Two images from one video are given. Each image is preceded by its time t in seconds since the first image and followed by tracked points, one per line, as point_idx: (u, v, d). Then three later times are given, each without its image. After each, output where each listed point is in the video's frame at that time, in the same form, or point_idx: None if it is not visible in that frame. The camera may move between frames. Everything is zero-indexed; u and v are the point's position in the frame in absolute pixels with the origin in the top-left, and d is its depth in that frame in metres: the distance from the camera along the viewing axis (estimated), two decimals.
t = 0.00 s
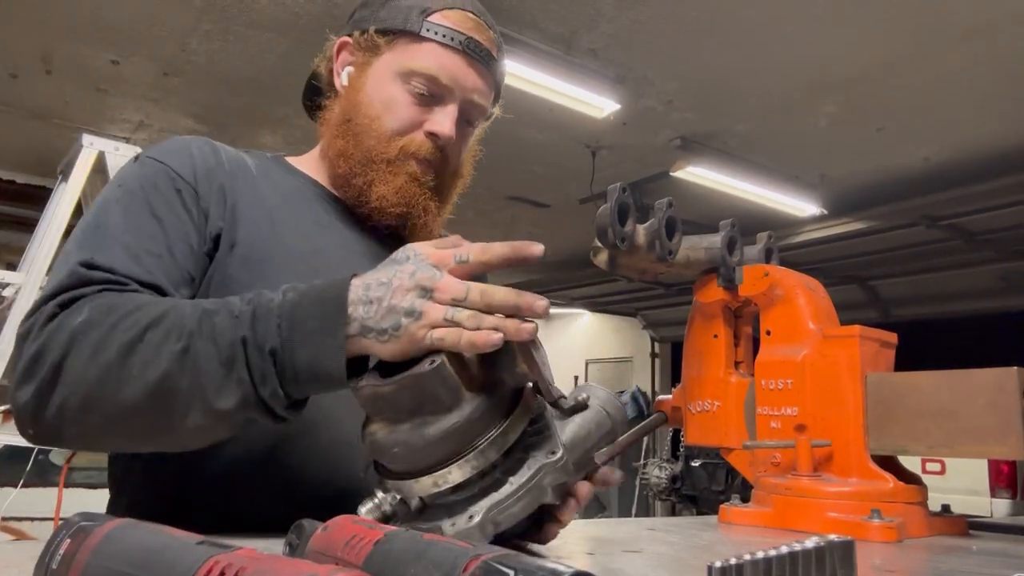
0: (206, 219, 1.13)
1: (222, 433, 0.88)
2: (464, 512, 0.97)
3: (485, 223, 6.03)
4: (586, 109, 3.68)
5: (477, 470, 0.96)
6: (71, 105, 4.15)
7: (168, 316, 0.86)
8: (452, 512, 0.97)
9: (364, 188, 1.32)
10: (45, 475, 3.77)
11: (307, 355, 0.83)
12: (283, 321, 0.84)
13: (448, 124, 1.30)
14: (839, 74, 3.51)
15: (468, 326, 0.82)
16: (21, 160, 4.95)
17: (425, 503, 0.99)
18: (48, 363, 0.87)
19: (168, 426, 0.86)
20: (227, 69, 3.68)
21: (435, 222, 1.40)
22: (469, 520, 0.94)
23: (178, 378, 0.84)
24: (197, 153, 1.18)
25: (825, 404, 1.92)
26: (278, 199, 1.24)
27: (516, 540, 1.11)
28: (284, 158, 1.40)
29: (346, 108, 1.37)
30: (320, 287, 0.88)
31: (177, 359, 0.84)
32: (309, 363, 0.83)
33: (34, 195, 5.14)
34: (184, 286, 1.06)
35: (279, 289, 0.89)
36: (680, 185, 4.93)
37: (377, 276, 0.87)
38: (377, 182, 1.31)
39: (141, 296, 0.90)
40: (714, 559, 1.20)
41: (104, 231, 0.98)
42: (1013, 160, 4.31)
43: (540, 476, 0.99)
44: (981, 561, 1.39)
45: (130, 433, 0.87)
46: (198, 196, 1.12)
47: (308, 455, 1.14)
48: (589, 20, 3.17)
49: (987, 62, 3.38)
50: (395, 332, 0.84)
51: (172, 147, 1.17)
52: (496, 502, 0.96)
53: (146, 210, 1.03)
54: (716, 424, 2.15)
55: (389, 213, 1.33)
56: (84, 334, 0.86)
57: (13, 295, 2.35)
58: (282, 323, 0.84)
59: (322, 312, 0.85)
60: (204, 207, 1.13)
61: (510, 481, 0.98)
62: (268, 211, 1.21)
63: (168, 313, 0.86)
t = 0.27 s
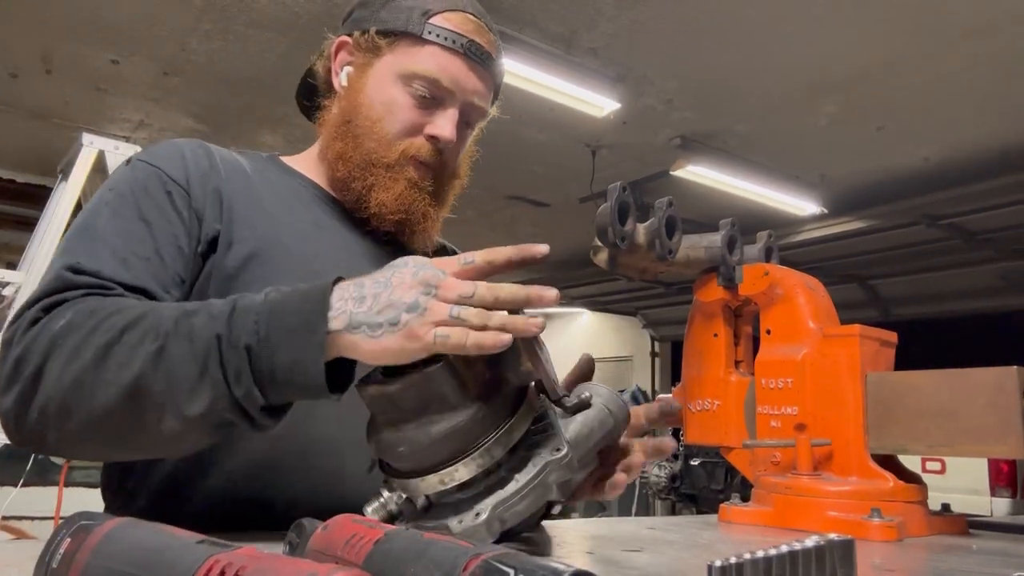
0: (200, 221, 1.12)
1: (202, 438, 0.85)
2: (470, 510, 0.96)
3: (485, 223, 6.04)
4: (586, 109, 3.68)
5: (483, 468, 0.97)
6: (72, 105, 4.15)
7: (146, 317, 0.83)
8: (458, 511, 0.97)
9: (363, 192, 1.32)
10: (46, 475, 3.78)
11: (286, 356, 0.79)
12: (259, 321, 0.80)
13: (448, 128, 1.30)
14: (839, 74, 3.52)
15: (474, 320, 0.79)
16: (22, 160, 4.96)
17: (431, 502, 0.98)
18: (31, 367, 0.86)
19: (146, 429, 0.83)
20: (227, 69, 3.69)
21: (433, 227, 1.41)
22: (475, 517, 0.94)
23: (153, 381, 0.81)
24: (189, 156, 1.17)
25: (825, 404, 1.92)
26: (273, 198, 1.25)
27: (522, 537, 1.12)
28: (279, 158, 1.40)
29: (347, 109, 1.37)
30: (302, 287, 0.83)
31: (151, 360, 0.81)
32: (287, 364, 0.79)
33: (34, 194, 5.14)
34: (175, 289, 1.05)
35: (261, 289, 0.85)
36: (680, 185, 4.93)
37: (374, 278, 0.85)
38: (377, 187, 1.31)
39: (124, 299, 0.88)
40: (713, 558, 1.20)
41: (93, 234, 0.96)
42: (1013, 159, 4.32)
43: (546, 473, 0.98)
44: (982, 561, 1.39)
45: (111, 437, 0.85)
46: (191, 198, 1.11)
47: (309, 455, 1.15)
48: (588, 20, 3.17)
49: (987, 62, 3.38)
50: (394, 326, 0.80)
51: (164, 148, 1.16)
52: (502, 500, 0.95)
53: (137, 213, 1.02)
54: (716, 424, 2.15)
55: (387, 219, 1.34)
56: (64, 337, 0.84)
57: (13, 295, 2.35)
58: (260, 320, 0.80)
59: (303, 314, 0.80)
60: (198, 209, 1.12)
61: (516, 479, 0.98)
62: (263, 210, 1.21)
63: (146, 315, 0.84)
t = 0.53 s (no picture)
0: (191, 231, 1.09)
1: (141, 499, 0.79)
2: (475, 518, 1.04)
3: (485, 223, 6.04)
4: (586, 109, 3.68)
5: (490, 477, 1.02)
6: (72, 104, 4.15)
7: (87, 378, 0.76)
8: (463, 519, 1.04)
9: (373, 194, 1.30)
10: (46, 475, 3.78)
11: (199, 457, 0.69)
12: (183, 414, 0.70)
13: (461, 131, 1.32)
14: (839, 74, 3.52)
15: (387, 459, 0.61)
16: (22, 159, 4.96)
17: (435, 506, 1.04)
18: None
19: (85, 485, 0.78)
20: (227, 69, 3.69)
21: (441, 234, 1.39)
22: (480, 526, 1.01)
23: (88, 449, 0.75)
24: (186, 161, 1.15)
25: (825, 404, 1.92)
26: (273, 203, 1.21)
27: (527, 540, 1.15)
28: (284, 154, 1.36)
29: (357, 110, 1.36)
30: (236, 368, 0.70)
31: (83, 431, 0.74)
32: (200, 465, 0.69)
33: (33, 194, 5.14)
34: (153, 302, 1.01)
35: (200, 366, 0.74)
36: (680, 184, 4.93)
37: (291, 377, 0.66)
38: (387, 189, 1.30)
39: (76, 346, 0.80)
40: (713, 558, 1.20)
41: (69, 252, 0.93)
42: (1013, 159, 4.32)
43: (551, 487, 1.05)
44: (982, 560, 1.39)
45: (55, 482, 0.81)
46: (180, 207, 1.09)
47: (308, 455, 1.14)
48: (588, 19, 3.17)
49: (987, 62, 3.38)
50: (301, 452, 0.64)
51: (158, 152, 1.14)
52: (509, 511, 1.03)
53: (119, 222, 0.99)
54: (716, 424, 2.16)
55: (396, 223, 1.31)
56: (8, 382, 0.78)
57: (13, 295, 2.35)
58: (182, 417, 0.70)
59: (224, 412, 0.67)
60: (187, 220, 1.09)
61: (521, 490, 1.06)
62: (262, 217, 1.18)
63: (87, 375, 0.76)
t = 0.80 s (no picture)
0: (205, 236, 1.10)
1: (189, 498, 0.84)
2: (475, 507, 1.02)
3: (485, 223, 6.04)
4: (586, 109, 3.67)
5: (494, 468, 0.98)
6: (72, 104, 4.15)
7: (131, 386, 0.80)
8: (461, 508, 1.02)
9: (376, 196, 1.30)
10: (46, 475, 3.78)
11: (262, 458, 0.74)
12: (234, 421, 0.75)
13: (462, 133, 1.31)
14: (839, 74, 3.52)
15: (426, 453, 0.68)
16: (22, 159, 4.96)
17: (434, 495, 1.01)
18: (23, 413, 0.84)
19: (136, 490, 0.83)
20: (227, 69, 3.69)
21: (444, 230, 1.40)
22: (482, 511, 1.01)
23: (136, 456, 0.79)
24: (194, 164, 1.15)
25: (825, 404, 1.92)
26: (282, 205, 1.21)
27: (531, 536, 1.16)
28: (290, 161, 1.36)
29: (360, 112, 1.35)
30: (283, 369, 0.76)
31: (132, 438, 0.79)
32: (264, 465, 0.74)
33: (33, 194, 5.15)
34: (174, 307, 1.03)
35: (242, 371, 0.79)
36: (680, 184, 4.93)
37: (325, 383, 0.71)
38: (390, 191, 1.30)
39: (116, 351, 0.85)
40: (713, 558, 1.19)
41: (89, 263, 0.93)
42: (1013, 159, 4.32)
43: (555, 478, 1.05)
44: (981, 560, 1.39)
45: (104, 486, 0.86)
46: (193, 211, 1.09)
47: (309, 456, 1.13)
48: (588, 19, 3.17)
49: (987, 62, 3.38)
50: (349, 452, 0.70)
51: (165, 158, 1.14)
52: (512, 500, 1.02)
53: (137, 229, 1.00)
54: (716, 424, 2.16)
55: (399, 224, 1.32)
56: (55, 392, 0.82)
57: (12, 295, 2.34)
58: (235, 421, 0.75)
59: (274, 413, 0.73)
60: (201, 225, 1.10)
61: (524, 478, 1.05)
62: (272, 220, 1.18)
63: (131, 383, 0.81)
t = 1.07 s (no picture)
0: (220, 229, 1.10)
1: (207, 481, 0.84)
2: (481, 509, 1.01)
3: (485, 223, 6.04)
4: (586, 109, 3.67)
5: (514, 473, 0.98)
6: (72, 104, 4.15)
7: (158, 353, 0.82)
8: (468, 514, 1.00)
9: (385, 201, 1.31)
10: (46, 474, 3.78)
11: (288, 421, 0.77)
12: (264, 382, 0.78)
13: (474, 144, 1.31)
14: (839, 74, 3.52)
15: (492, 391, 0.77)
16: (22, 159, 4.96)
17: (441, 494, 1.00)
18: (48, 387, 0.85)
19: (154, 471, 0.82)
20: (227, 69, 3.69)
21: (451, 237, 1.40)
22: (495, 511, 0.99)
23: (159, 423, 0.80)
24: (208, 160, 1.15)
25: (825, 403, 1.92)
26: (291, 204, 1.20)
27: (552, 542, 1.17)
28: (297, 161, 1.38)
29: (376, 116, 1.36)
30: (315, 342, 0.80)
31: (156, 405, 0.80)
32: (289, 431, 0.77)
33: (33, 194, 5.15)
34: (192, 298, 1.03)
35: (274, 340, 0.83)
36: (680, 184, 4.93)
37: (374, 338, 0.79)
38: (400, 197, 1.30)
39: (140, 330, 0.86)
40: (713, 558, 1.19)
41: (110, 249, 0.94)
42: (1013, 159, 4.32)
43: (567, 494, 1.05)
44: (981, 560, 1.39)
45: (122, 473, 0.85)
46: (209, 203, 1.09)
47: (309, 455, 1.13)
48: (588, 19, 3.17)
49: (986, 62, 3.38)
50: (404, 401, 0.77)
51: (179, 154, 1.13)
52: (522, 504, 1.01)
53: (154, 219, 1.00)
54: (716, 424, 2.16)
55: (406, 230, 1.32)
56: (78, 366, 0.84)
57: (13, 295, 2.34)
58: (263, 384, 0.78)
59: (306, 377, 0.78)
60: (218, 217, 1.10)
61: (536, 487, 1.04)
62: (287, 215, 1.18)
63: (157, 353, 0.82)
